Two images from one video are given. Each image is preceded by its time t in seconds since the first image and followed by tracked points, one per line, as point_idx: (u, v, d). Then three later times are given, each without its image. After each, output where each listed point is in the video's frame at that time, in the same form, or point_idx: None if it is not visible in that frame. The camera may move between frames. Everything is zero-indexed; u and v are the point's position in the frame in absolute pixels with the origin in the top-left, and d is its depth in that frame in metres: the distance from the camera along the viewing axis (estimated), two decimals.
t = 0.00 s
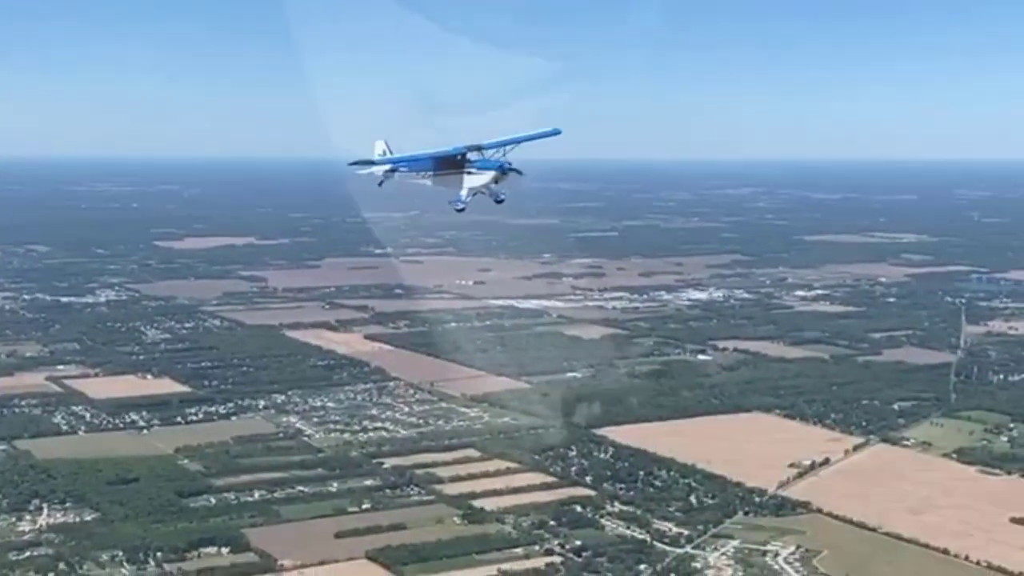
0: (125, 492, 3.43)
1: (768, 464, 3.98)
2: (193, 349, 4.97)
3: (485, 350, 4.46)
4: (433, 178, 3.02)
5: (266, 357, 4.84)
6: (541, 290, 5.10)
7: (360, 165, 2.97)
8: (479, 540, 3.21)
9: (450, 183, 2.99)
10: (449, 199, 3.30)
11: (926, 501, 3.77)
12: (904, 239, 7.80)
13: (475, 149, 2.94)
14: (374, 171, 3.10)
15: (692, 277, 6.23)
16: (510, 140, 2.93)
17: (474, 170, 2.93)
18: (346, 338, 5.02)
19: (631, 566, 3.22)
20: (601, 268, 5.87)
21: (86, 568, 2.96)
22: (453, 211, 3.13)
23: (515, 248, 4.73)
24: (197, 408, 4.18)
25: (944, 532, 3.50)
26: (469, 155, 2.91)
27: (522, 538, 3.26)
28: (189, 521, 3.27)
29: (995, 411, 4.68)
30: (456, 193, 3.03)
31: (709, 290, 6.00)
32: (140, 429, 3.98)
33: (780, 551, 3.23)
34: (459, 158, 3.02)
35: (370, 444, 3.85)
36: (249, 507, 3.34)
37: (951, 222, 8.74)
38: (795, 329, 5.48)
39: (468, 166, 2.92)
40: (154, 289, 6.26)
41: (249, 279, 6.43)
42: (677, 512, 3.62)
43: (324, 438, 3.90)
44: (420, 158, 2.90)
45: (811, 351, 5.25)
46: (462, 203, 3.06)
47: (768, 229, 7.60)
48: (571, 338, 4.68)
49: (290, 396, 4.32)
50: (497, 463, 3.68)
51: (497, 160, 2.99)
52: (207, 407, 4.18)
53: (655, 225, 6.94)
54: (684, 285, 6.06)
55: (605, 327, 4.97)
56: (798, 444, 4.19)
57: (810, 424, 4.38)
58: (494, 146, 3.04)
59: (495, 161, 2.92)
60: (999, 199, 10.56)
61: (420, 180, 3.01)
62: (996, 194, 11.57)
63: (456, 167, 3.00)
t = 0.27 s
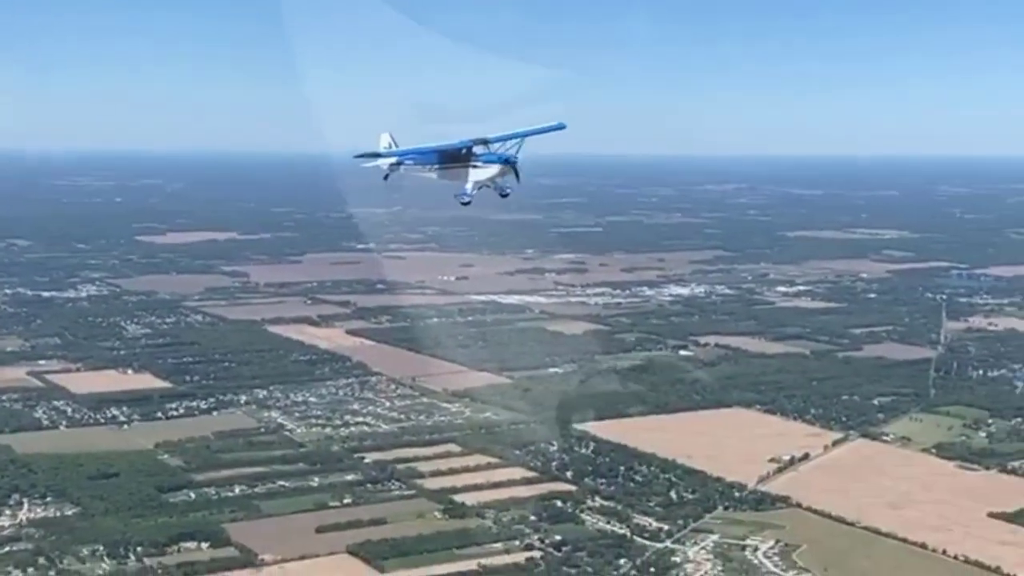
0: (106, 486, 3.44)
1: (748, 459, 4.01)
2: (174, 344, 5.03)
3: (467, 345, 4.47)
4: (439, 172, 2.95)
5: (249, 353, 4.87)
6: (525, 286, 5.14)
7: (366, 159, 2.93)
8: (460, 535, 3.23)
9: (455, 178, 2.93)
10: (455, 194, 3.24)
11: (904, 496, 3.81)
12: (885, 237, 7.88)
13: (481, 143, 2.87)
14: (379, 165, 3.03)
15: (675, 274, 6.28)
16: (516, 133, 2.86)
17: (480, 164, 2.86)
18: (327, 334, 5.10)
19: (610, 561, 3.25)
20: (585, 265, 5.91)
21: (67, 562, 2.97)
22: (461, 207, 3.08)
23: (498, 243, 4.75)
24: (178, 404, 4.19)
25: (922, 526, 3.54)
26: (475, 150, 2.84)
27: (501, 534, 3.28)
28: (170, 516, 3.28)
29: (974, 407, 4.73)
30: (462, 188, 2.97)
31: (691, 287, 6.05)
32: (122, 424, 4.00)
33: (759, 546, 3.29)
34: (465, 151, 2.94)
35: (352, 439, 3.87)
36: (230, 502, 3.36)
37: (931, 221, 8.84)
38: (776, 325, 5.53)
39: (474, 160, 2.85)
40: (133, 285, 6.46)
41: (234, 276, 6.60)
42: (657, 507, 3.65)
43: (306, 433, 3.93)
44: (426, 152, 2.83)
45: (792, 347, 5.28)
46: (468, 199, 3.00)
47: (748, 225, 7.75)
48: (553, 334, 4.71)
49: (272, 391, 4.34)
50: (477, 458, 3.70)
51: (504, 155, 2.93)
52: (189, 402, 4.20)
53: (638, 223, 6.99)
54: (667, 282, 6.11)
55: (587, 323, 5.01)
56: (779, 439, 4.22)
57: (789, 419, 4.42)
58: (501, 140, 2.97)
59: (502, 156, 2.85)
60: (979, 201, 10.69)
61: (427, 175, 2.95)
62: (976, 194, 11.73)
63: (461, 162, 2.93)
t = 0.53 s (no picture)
0: (89, 482, 3.44)
1: (731, 455, 4.03)
2: (158, 340, 5.05)
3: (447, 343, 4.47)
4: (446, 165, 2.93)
5: (232, 349, 4.89)
6: (510, 283, 5.16)
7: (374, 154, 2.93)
8: (443, 531, 3.24)
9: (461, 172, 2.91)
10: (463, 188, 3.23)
11: (886, 492, 3.83)
12: (870, 235, 7.94)
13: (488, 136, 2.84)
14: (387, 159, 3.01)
15: (659, 271, 6.31)
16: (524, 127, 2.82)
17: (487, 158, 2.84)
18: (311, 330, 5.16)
19: (592, 556, 3.27)
20: (570, 262, 5.94)
21: (49, 558, 2.97)
22: (468, 201, 3.08)
23: (484, 240, 4.77)
24: (162, 400, 4.20)
25: (903, 522, 3.56)
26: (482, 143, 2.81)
27: (484, 528, 3.29)
28: (153, 512, 3.29)
29: (956, 403, 4.77)
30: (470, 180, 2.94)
31: (675, 284, 6.08)
32: (105, 420, 4.00)
33: (741, 541, 3.31)
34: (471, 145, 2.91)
35: (336, 435, 3.88)
36: (213, 498, 3.36)
37: (915, 219, 8.91)
38: (760, 322, 5.56)
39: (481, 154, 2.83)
40: (118, 282, 6.46)
41: (218, 273, 6.60)
42: (640, 503, 3.67)
43: (290, 429, 3.94)
44: (433, 147, 2.81)
45: (776, 343, 5.31)
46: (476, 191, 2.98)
47: (733, 222, 7.80)
48: (537, 330, 4.74)
49: (256, 387, 4.36)
50: (460, 455, 3.72)
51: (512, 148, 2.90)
52: (172, 398, 4.21)
53: (622, 220, 7.03)
54: (651, 279, 6.14)
55: (572, 319, 5.03)
56: (764, 436, 4.24)
57: (772, 415, 4.45)
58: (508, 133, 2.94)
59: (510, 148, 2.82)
60: (964, 199, 10.77)
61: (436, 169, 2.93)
62: (961, 192, 11.83)
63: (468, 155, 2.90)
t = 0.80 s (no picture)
0: (67, 479, 3.45)
1: (710, 452, 4.06)
2: (136, 335, 5.07)
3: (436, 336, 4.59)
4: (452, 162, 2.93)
5: (212, 345, 4.90)
6: (491, 280, 5.19)
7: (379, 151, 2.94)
8: (421, 527, 3.26)
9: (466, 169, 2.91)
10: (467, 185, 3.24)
11: (863, 488, 3.87)
12: (850, 233, 8.00)
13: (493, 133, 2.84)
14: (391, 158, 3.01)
15: (640, 269, 6.35)
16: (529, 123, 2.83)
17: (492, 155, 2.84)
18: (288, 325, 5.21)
19: (571, 552, 3.27)
20: (551, 259, 5.98)
21: (27, 555, 2.98)
22: (472, 197, 3.09)
23: (466, 236, 4.79)
24: (141, 396, 4.21)
25: (879, 518, 3.60)
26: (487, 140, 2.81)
27: (464, 525, 3.32)
28: (131, 508, 3.30)
29: (933, 400, 4.82)
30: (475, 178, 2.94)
31: (656, 281, 6.12)
32: (84, 417, 4.01)
33: (719, 538, 3.33)
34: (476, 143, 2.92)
35: (315, 432, 3.90)
36: (191, 495, 3.37)
37: (895, 218, 8.98)
38: (740, 319, 5.60)
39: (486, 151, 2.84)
40: (98, 278, 6.49)
41: (200, 270, 6.62)
42: (619, 499, 3.68)
43: (269, 425, 3.95)
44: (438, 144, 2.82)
45: (755, 340, 5.35)
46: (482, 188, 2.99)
47: (714, 221, 7.85)
48: (518, 327, 4.76)
49: (235, 383, 4.37)
50: (440, 452, 3.75)
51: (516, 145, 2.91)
52: (152, 395, 4.22)
53: (604, 218, 7.07)
54: (632, 276, 6.18)
55: (553, 317, 5.05)
56: (743, 433, 4.27)
57: (750, 412, 4.48)
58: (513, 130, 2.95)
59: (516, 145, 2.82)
60: (944, 197, 10.89)
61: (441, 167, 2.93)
62: (941, 190, 11.93)
63: (473, 153, 2.90)
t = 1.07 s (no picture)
0: (48, 477, 3.46)
1: (691, 450, 4.09)
2: (119, 336, 5.14)
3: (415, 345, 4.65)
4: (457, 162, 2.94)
5: (194, 346, 4.93)
6: (474, 279, 5.21)
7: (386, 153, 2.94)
8: (403, 525, 3.27)
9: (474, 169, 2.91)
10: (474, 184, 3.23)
11: (844, 486, 3.89)
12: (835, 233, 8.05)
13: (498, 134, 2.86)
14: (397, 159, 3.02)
15: (623, 268, 6.39)
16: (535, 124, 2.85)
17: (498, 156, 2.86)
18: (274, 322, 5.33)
19: (552, 550, 3.28)
20: (535, 258, 6.01)
21: (8, 553, 2.99)
22: (476, 194, 3.08)
23: (450, 235, 4.80)
24: (123, 396, 4.23)
25: (859, 516, 3.63)
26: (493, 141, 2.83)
27: (445, 524, 3.33)
28: (113, 507, 3.30)
29: (915, 399, 4.86)
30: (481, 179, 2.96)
31: (638, 280, 6.16)
32: (66, 415, 4.02)
33: (700, 535, 3.36)
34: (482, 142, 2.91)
35: (298, 430, 3.91)
36: (173, 493, 3.38)
37: (879, 217, 9.04)
38: (722, 318, 5.64)
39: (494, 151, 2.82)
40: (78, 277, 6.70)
41: (185, 272, 6.65)
42: (601, 498, 3.70)
43: (251, 424, 3.96)
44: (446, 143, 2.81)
45: (738, 339, 5.39)
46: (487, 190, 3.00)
47: (699, 220, 7.90)
48: (501, 327, 4.78)
49: (218, 382, 4.39)
50: (423, 452, 3.76)
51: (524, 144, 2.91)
52: (133, 394, 4.23)
53: (588, 217, 7.11)
54: (615, 275, 6.22)
55: (536, 316, 5.08)
56: (724, 431, 4.30)
57: (733, 411, 4.50)
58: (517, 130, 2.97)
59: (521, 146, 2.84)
60: (927, 196, 10.98)
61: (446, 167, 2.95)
62: (924, 190, 12.04)
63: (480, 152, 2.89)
